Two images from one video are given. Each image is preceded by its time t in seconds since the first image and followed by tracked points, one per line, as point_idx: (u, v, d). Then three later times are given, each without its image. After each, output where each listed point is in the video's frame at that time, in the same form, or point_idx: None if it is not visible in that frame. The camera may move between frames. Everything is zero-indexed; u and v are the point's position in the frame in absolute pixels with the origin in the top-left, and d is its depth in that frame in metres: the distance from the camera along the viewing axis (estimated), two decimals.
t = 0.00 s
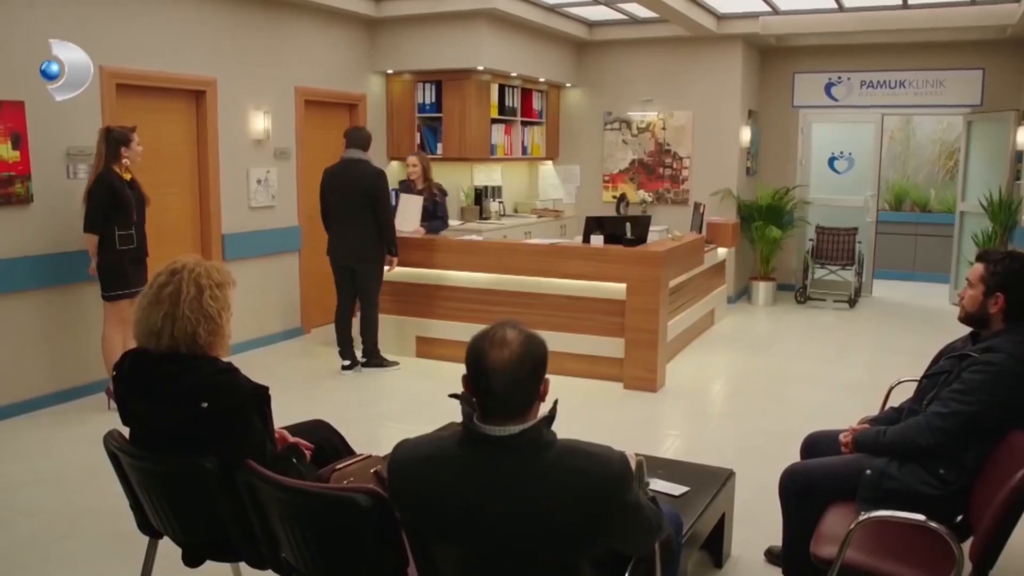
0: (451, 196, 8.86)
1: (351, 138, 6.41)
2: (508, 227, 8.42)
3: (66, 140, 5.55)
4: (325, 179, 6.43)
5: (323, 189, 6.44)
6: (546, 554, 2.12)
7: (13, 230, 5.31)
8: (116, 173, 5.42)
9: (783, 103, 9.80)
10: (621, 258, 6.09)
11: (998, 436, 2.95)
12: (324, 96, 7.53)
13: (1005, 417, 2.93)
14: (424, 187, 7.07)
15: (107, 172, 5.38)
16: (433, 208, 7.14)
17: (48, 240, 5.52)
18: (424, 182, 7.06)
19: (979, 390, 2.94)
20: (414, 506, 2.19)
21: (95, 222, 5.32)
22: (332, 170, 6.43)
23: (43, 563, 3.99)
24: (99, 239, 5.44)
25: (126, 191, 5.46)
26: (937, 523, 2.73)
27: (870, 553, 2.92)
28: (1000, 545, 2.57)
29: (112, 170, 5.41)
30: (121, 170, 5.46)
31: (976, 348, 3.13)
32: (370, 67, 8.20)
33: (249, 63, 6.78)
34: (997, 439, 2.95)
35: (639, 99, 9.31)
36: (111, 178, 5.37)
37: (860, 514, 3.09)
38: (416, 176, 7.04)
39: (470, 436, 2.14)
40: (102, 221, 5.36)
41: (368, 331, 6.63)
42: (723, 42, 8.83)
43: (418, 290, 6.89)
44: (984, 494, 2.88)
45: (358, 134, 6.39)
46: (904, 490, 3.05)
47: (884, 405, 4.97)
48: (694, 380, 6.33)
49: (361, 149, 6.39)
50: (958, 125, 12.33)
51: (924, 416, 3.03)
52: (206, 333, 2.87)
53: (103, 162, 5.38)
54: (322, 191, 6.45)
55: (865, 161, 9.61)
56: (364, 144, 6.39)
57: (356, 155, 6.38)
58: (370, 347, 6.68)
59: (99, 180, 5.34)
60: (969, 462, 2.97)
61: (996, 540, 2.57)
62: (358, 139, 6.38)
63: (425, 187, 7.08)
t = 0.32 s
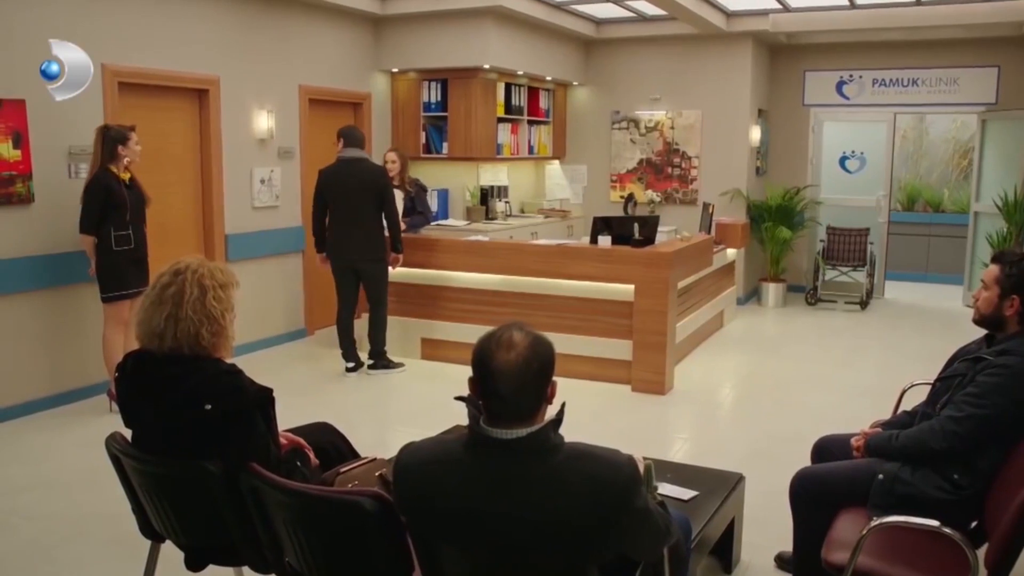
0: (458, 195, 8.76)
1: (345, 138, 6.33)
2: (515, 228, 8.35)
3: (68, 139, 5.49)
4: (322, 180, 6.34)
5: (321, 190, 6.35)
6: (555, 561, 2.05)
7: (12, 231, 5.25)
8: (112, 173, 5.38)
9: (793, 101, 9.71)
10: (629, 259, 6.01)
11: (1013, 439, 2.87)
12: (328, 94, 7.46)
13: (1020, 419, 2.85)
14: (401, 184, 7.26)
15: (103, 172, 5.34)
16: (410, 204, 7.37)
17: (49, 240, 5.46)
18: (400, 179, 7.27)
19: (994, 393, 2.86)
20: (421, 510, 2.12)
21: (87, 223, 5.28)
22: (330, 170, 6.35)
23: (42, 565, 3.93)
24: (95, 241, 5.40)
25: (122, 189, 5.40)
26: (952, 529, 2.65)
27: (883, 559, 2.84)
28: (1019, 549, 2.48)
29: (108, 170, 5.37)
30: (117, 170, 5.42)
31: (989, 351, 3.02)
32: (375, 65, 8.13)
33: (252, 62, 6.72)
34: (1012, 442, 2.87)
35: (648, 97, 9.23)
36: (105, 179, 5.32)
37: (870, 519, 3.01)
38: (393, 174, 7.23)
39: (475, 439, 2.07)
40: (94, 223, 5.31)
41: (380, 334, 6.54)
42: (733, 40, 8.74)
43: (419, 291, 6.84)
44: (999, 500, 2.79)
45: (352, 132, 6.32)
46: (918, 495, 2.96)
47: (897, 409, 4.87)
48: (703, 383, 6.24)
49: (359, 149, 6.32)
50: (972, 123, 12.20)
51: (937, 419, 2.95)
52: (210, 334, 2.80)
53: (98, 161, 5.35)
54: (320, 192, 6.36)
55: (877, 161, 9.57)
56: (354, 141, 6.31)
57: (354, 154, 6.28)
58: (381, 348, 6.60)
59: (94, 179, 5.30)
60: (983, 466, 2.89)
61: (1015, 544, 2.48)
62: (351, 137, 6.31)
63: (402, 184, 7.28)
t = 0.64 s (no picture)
0: (465, 196, 8.66)
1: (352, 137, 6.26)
2: (523, 229, 8.27)
3: (70, 139, 5.42)
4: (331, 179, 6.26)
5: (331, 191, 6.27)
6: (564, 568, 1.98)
7: (12, 232, 5.17)
8: (121, 173, 5.29)
9: (806, 100, 9.62)
10: (639, 262, 5.92)
11: None
12: (334, 94, 7.39)
13: None
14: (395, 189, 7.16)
15: (114, 173, 5.25)
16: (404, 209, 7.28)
17: (51, 241, 5.40)
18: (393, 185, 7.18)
19: (1011, 398, 2.77)
20: (429, 517, 2.04)
21: (106, 224, 5.20)
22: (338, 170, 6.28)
23: (41, 570, 3.86)
24: (109, 242, 5.31)
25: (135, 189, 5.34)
26: (969, 538, 2.57)
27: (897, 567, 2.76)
28: None
29: (118, 171, 5.29)
30: (123, 170, 5.33)
31: (1007, 355, 2.94)
32: (381, 64, 8.07)
33: (256, 61, 6.65)
34: None
35: (658, 97, 9.15)
36: (121, 180, 5.25)
37: (885, 526, 2.92)
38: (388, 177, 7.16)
39: (483, 443, 2.00)
40: (115, 220, 5.24)
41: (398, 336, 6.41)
42: (745, 38, 8.65)
43: (424, 293, 6.77)
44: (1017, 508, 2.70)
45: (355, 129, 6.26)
46: (932, 502, 2.88)
47: (913, 413, 4.77)
48: (714, 387, 6.15)
49: (369, 149, 6.26)
50: (989, 122, 12.09)
51: (954, 424, 2.87)
52: (214, 337, 2.74)
53: (106, 163, 5.25)
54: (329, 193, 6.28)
55: (892, 159, 9.39)
56: (360, 139, 6.25)
57: (364, 154, 6.22)
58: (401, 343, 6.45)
59: (110, 183, 5.22)
60: (1001, 474, 2.79)
61: None
62: (357, 135, 6.25)
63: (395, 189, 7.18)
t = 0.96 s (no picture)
0: (473, 197, 8.58)
1: (377, 137, 6.17)
2: (532, 231, 8.21)
3: (74, 139, 5.37)
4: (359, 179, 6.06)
5: (361, 192, 6.06)
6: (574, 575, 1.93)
7: (13, 234, 5.11)
8: (128, 173, 5.24)
9: (820, 99, 9.51)
10: (651, 264, 5.82)
11: None
12: (340, 93, 7.32)
13: None
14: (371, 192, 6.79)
15: (123, 174, 5.20)
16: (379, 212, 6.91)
17: (54, 242, 5.33)
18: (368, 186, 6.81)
19: None
20: (436, 521, 2.00)
21: (115, 223, 5.17)
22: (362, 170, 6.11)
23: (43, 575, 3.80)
24: (118, 242, 5.26)
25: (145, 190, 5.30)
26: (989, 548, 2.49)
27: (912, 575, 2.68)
28: None
29: (125, 172, 5.23)
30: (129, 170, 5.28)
31: None
32: (388, 63, 8.00)
33: (261, 62, 6.58)
34: None
35: (669, 96, 9.05)
36: (131, 180, 5.20)
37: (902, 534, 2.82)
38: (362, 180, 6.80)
39: (492, 450, 1.96)
40: (125, 218, 5.20)
41: (415, 336, 6.36)
42: (759, 36, 8.55)
43: (431, 295, 6.68)
44: None
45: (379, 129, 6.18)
46: (951, 510, 2.78)
47: (930, 418, 4.66)
48: (726, 391, 6.05)
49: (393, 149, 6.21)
50: (1009, 121, 11.79)
51: (971, 430, 2.79)
52: (220, 340, 2.68)
53: (112, 163, 5.19)
54: (358, 193, 6.06)
55: (908, 160, 9.27)
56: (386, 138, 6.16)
57: (392, 154, 6.14)
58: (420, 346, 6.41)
59: (118, 183, 5.17)
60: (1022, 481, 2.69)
61: None
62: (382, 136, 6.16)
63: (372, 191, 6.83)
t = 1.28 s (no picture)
0: (483, 198, 8.49)
1: (390, 137, 6.01)
2: (542, 232, 8.13)
3: (78, 138, 5.30)
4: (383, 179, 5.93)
5: (388, 193, 5.93)
6: None
7: (13, 236, 5.02)
8: (128, 173, 5.18)
9: (835, 98, 9.39)
10: (662, 267, 5.73)
11: None
12: (348, 92, 7.25)
13: None
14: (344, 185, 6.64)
15: (120, 173, 5.15)
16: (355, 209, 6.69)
17: (59, 244, 5.27)
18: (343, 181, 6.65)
19: None
20: (444, 527, 1.99)
21: (107, 226, 5.09)
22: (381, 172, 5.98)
23: None
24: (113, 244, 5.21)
25: (140, 192, 5.22)
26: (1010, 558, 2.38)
27: None
28: None
29: (124, 171, 5.18)
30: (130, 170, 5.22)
31: None
32: (397, 62, 7.92)
33: (266, 61, 6.50)
34: None
35: (682, 96, 8.95)
36: (126, 180, 5.14)
37: (919, 544, 2.72)
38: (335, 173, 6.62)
39: (502, 453, 1.95)
40: (115, 222, 5.12)
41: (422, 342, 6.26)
42: (774, 34, 8.45)
43: (439, 298, 6.60)
44: None
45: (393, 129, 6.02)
46: (970, 519, 2.68)
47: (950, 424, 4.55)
48: (740, 396, 5.95)
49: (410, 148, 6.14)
50: None
51: (993, 437, 2.70)
52: (225, 344, 2.63)
53: (113, 162, 5.14)
54: (384, 193, 5.92)
55: (925, 163, 9.20)
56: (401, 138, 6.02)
57: (410, 154, 6.03)
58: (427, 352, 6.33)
59: (112, 182, 5.11)
60: None
61: None
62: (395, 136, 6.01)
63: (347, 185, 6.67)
